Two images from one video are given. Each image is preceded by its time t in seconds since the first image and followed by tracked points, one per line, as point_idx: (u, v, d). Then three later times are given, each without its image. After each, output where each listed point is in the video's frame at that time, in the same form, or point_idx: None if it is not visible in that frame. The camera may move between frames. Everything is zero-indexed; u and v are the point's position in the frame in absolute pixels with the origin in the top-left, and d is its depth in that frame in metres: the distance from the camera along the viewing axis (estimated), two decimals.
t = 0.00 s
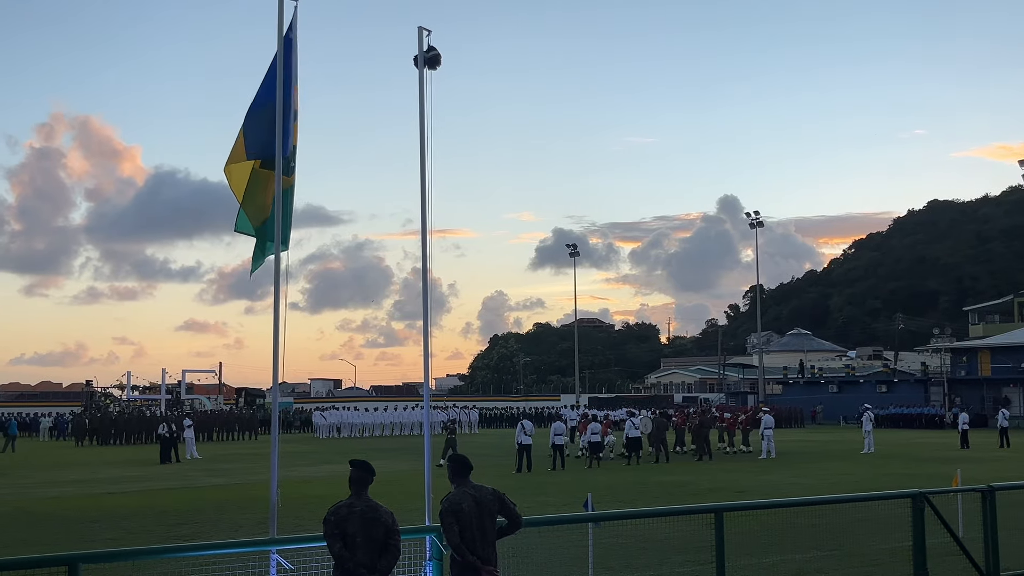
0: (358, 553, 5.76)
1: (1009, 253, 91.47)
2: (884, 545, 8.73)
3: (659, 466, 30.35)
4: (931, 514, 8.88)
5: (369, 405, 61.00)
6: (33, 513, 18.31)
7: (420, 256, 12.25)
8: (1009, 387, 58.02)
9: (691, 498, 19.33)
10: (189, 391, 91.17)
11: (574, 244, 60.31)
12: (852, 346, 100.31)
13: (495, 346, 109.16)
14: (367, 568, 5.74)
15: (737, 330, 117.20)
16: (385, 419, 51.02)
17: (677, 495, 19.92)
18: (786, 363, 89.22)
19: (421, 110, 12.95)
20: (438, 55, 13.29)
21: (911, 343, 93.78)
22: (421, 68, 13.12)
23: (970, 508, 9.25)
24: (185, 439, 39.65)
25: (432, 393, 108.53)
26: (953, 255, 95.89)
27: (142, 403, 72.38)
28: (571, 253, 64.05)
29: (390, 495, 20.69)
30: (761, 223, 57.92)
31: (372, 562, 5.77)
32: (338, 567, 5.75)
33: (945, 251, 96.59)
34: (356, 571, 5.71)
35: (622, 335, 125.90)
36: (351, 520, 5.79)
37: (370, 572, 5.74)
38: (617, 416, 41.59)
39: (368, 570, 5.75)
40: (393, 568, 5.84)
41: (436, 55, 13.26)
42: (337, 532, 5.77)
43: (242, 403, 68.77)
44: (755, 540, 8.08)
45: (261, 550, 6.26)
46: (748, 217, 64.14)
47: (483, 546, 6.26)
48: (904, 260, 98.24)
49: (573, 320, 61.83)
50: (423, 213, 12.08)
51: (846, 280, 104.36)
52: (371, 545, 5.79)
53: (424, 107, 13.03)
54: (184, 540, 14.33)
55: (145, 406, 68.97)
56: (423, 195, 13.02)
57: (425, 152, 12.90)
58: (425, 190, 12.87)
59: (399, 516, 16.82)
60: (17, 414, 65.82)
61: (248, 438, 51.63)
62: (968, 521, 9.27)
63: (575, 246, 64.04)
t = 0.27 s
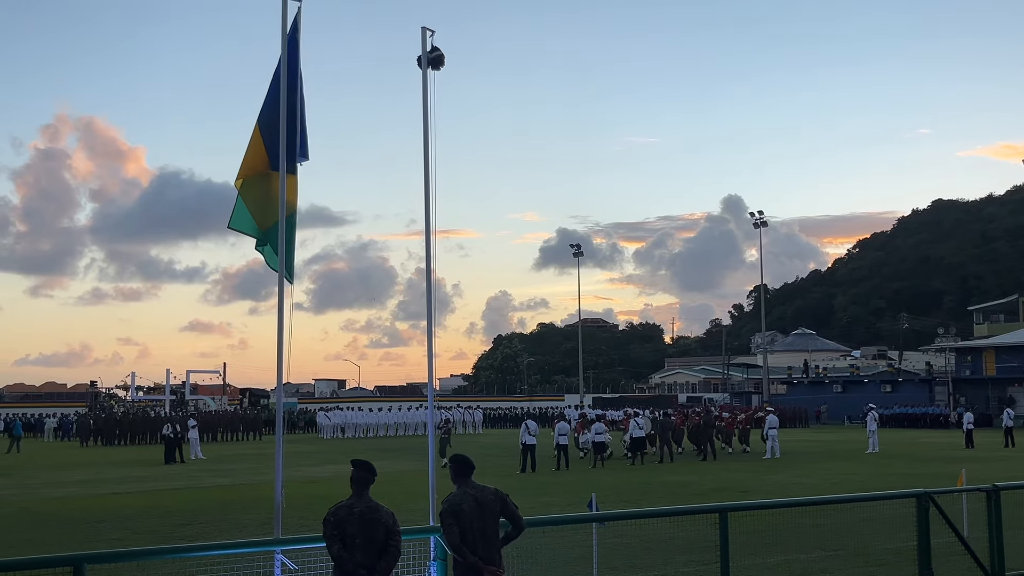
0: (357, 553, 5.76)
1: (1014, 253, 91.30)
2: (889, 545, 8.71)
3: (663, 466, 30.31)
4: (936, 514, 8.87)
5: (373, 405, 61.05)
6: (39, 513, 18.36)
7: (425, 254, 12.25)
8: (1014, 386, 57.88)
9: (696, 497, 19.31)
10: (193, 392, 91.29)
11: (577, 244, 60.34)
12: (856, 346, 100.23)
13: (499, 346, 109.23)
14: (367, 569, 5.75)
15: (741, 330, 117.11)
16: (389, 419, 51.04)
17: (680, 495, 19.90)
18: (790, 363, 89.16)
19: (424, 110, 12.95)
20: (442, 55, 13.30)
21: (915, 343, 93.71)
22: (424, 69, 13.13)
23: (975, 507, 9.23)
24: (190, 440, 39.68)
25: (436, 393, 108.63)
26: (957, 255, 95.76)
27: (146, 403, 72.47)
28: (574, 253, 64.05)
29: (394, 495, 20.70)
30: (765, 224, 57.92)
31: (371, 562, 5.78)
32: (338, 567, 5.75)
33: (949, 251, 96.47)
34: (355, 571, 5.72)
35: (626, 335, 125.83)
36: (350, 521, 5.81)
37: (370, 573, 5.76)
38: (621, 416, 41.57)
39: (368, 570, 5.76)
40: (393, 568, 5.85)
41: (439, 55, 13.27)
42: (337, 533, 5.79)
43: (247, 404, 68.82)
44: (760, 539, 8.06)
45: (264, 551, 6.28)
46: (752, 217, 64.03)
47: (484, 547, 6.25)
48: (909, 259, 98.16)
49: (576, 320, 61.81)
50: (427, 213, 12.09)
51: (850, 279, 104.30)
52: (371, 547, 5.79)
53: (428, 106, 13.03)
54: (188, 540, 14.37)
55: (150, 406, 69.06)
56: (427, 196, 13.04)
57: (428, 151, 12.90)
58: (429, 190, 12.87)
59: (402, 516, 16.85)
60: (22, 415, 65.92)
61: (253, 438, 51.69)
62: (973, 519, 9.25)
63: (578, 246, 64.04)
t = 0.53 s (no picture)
0: (357, 555, 5.77)
1: (1017, 253, 91.16)
2: (891, 545, 8.71)
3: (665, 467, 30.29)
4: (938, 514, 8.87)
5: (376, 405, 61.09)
6: (43, 514, 18.39)
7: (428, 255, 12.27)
8: (1017, 386, 57.80)
9: (698, 498, 19.33)
10: (196, 393, 91.33)
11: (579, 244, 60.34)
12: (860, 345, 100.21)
13: (502, 347, 109.26)
14: (366, 570, 5.76)
15: (744, 330, 117.06)
16: (391, 419, 51.06)
17: (683, 495, 19.89)
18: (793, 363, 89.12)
19: (427, 110, 12.95)
20: (444, 56, 13.29)
21: (918, 343, 93.67)
22: (426, 70, 13.13)
23: (977, 507, 9.23)
24: (192, 440, 39.72)
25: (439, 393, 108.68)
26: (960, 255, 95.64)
27: (149, 404, 72.53)
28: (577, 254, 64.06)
29: (396, 495, 20.73)
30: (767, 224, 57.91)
31: (371, 563, 5.79)
32: (336, 569, 5.77)
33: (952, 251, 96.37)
34: (355, 573, 5.73)
35: (629, 335, 125.80)
36: (350, 522, 5.81)
37: (369, 573, 5.77)
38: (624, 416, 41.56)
39: (368, 571, 5.76)
40: (393, 569, 5.85)
41: (441, 56, 13.27)
42: (336, 534, 5.80)
43: (249, 405, 68.89)
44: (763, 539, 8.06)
45: (267, 552, 6.29)
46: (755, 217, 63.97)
47: (486, 547, 6.26)
48: (911, 259, 98.14)
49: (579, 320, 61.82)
50: (429, 214, 12.08)
51: (853, 279, 104.29)
52: (370, 549, 5.80)
53: (430, 106, 13.03)
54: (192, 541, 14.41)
55: (153, 407, 69.16)
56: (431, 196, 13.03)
57: (430, 153, 12.91)
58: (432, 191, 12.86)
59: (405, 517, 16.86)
60: (26, 415, 65.97)
61: (256, 439, 51.74)
62: (976, 519, 9.25)
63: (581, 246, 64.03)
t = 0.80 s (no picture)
0: (357, 556, 5.77)
1: (1018, 252, 91.06)
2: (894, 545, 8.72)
3: (667, 467, 30.31)
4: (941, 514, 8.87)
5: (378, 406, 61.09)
6: (46, 515, 18.41)
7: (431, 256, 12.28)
8: (1019, 385, 57.74)
9: (700, 498, 19.33)
10: (198, 394, 91.34)
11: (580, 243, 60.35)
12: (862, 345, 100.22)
13: (503, 347, 109.24)
14: (366, 571, 5.76)
15: (746, 330, 117.02)
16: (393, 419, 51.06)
17: (685, 495, 19.90)
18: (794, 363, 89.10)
19: (428, 110, 12.96)
20: (445, 56, 13.30)
21: (920, 343, 93.68)
22: (427, 70, 13.13)
23: (979, 507, 9.23)
24: (195, 441, 39.74)
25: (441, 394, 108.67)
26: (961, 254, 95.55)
27: (151, 405, 72.53)
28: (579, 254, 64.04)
29: (398, 496, 20.74)
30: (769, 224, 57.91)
31: (372, 563, 5.78)
32: (337, 569, 5.77)
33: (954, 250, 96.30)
34: (356, 573, 5.73)
35: (631, 335, 125.76)
36: (350, 523, 5.82)
37: (370, 574, 5.77)
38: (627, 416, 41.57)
39: (369, 571, 5.76)
40: (394, 569, 5.85)
41: (443, 56, 13.28)
42: (337, 535, 5.81)
43: (251, 405, 68.92)
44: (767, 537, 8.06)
45: (269, 552, 6.29)
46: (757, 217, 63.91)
47: (489, 546, 6.26)
48: (913, 259, 98.13)
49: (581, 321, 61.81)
50: (432, 214, 12.10)
51: (855, 279, 104.32)
52: (371, 549, 5.80)
53: (432, 107, 13.04)
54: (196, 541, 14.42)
55: (155, 407, 69.16)
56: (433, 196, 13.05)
57: (432, 153, 12.91)
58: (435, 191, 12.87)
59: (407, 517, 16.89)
60: (28, 416, 65.97)
61: (257, 439, 51.76)
62: (978, 519, 9.25)
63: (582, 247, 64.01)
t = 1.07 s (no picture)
0: (358, 556, 5.77)
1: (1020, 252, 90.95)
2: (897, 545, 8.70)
3: (669, 467, 30.31)
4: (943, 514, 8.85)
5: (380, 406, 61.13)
6: (49, 515, 18.44)
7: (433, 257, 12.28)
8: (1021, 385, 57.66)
9: (702, 498, 19.35)
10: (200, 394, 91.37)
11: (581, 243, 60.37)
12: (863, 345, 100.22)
13: (505, 347, 109.21)
14: (367, 570, 5.76)
15: (748, 330, 116.98)
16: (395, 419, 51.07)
17: (686, 495, 19.91)
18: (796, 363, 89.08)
19: (430, 110, 12.97)
20: (447, 56, 13.32)
21: (922, 343, 93.66)
22: (429, 70, 13.14)
23: (982, 506, 9.22)
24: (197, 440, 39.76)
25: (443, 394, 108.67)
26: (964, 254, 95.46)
27: (153, 405, 72.57)
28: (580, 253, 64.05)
29: (400, 495, 20.77)
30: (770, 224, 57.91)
31: (372, 564, 5.78)
32: (338, 569, 5.77)
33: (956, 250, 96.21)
34: (356, 573, 5.73)
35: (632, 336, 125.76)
36: (351, 523, 5.82)
37: (371, 574, 5.77)
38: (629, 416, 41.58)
39: (369, 571, 5.77)
40: (395, 569, 5.85)
41: (444, 56, 13.29)
42: (338, 535, 5.80)
43: (254, 405, 68.91)
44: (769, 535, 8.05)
45: (271, 553, 6.29)
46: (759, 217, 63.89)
47: (494, 546, 6.25)
48: (915, 259, 98.11)
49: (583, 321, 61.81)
50: (433, 214, 12.11)
51: (857, 279, 104.36)
52: (371, 549, 5.80)
53: (434, 107, 13.04)
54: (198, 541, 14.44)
55: (157, 408, 69.20)
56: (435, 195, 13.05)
57: (434, 153, 12.92)
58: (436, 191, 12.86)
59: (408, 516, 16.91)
60: (31, 417, 65.99)
61: (259, 439, 51.80)
62: (981, 519, 9.25)
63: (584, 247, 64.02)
